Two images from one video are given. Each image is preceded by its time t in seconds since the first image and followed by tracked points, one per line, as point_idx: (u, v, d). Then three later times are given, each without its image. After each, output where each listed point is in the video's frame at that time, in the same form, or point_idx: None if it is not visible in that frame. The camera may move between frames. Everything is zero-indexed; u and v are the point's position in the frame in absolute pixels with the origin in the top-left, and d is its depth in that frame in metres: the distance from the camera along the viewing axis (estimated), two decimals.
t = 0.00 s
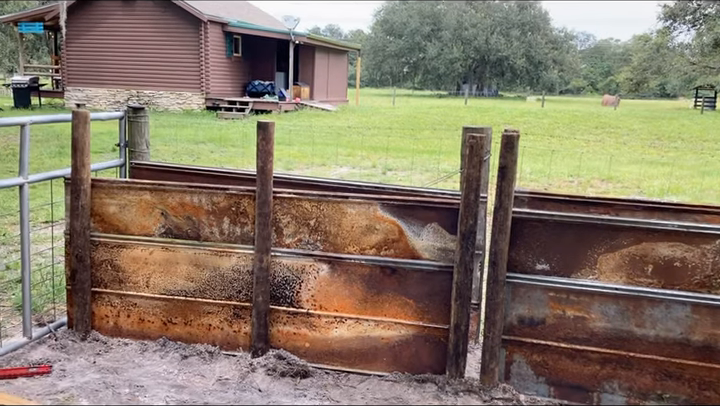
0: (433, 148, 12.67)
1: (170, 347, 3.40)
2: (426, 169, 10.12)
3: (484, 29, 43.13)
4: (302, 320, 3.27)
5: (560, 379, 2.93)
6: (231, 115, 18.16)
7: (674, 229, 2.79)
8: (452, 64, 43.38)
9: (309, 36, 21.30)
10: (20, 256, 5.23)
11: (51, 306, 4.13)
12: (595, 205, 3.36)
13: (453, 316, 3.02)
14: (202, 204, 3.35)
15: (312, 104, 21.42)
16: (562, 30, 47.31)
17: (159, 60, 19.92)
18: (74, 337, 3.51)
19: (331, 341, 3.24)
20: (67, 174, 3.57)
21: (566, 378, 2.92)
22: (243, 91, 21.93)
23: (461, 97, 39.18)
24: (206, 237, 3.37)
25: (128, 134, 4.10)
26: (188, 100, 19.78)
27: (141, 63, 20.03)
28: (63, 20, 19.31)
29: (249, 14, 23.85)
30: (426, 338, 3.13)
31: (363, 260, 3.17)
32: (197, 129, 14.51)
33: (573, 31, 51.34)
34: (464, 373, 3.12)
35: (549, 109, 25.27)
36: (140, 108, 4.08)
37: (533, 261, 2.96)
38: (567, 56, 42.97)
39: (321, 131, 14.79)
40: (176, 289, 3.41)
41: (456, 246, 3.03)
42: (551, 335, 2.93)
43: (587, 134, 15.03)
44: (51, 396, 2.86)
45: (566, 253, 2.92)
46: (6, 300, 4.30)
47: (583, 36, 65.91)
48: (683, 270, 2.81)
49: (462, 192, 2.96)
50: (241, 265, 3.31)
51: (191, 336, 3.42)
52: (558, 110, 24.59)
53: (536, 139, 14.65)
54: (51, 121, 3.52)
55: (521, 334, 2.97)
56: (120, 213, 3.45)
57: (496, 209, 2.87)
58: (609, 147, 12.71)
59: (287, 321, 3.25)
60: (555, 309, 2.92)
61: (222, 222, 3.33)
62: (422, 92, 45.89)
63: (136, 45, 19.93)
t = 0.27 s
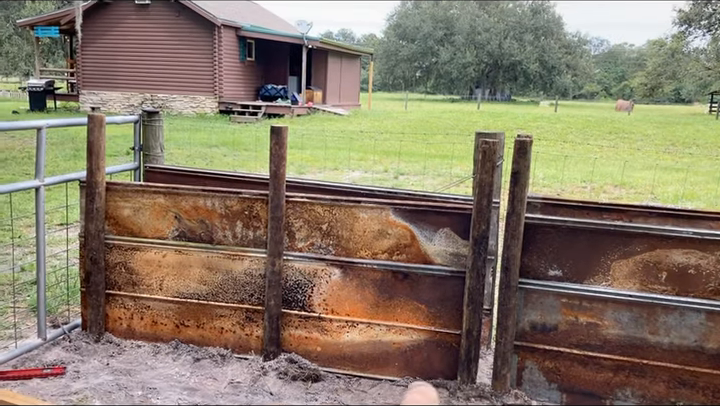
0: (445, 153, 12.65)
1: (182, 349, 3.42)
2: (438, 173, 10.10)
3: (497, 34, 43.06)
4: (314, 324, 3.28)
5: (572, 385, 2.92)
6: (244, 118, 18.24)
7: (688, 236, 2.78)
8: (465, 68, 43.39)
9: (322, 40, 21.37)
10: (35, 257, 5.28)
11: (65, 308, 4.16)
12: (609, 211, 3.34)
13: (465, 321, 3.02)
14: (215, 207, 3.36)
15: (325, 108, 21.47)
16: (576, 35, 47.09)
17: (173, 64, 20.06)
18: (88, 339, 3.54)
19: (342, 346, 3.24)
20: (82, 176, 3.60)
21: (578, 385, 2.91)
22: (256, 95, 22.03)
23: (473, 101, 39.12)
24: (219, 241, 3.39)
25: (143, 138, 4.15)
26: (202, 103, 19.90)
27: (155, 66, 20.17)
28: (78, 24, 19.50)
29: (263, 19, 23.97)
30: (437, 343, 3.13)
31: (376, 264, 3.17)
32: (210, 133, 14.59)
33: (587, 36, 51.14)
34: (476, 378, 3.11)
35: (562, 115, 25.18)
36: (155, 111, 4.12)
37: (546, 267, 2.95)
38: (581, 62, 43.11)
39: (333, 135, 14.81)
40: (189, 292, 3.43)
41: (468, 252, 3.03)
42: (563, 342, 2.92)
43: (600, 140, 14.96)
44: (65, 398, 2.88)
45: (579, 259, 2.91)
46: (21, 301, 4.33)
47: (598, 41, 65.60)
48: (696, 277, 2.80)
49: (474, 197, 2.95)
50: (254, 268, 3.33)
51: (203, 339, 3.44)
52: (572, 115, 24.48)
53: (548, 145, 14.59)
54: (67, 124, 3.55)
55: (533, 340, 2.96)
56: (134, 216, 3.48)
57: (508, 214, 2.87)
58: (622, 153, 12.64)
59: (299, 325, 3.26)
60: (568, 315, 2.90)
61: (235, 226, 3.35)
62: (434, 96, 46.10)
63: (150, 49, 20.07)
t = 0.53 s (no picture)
0: (452, 157, 12.66)
1: (189, 353, 3.43)
2: (445, 178, 10.10)
3: (505, 38, 42.96)
4: (320, 328, 3.29)
5: (579, 390, 2.91)
6: (251, 122, 18.30)
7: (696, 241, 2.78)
8: (472, 73, 43.13)
9: (329, 44, 21.45)
10: (43, 260, 5.31)
11: (73, 311, 4.19)
12: (616, 216, 3.33)
13: (472, 326, 3.01)
14: (222, 211, 3.37)
15: (332, 112, 21.51)
16: (583, 40, 46.99)
17: (181, 68, 20.14)
18: (96, 341, 3.57)
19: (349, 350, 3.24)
20: (91, 180, 3.62)
21: (585, 390, 2.90)
22: (264, 99, 22.10)
23: (480, 106, 39.07)
24: (226, 245, 3.40)
25: (151, 142, 4.15)
26: (209, 107, 19.97)
27: (163, 70, 20.27)
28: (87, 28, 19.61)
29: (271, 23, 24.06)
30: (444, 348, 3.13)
31: (382, 268, 3.17)
32: (218, 136, 14.64)
33: (595, 41, 51.05)
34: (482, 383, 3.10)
35: (570, 119, 25.11)
36: (163, 115, 4.13)
37: (552, 272, 2.96)
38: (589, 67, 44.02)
39: (340, 140, 14.84)
40: (196, 295, 3.45)
41: (475, 256, 3.03)
42: (570, 347, 2.91)
43: (608, 145, 14.92)
44: (73, 400, 2.90)
45: (587, 264, 2.91)
46: (29, 304, 4.36)
47: (605, 45, 65.40)
48: (704, 283, 2.80)
49: (481, 202, 2.95)
50: (260, 272, 3.34)
51: (210, 342, 3.46)
52: (579, 120, 24.41)
53: (556, 149, 14.56)
54: (76, 128, 3.56)
55: (540, 345, 2.95)
56: (142, 220, 3.49)
57: (515, 219, 2.86)
58: (630, 158, 12.60)
59: (305, 329, 3.26)
60: (574, 320, 2.90)
61: (242, 229, 3.36)
62: (441, 100, 46.02)
63: (158, 53, 20.16)
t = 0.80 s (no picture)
0: (453, 161, 12.66)
1: (190, 356, 3.44)
2: (446, 182, 10.10)
3: (506, 43, 42.99)
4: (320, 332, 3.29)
5: (579, 396, 2.91)
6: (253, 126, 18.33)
7: (696, 246, 2.78)
8: (473, 77, 43.09)
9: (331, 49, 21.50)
10: (45, 263, 5.33)
11: (74, 314, 4.20)
12: (616, 221, 3.34)
13: (472, 330, 3.02)
14: (224, 215, 3.38)
15: (334, 116, 21.54)
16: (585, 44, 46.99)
17: (183, 72, 20.19)
18: (97, 344, 3.58)
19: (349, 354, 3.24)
20: (93, 184, 3.63)
21: (585, 395, 2.90)
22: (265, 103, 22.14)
23: (482, 111, 39.08)
24: (227, 248, 3.41)
25: (153, 145, 4.18)
26: (211, 111, 20.01)
27: (165, 74, 20.31)
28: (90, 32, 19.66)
29: (273, 27, 24.12)
30: (444, 352, 3.13)
31: (383, 272, 3.18)
32: (219, 140, 14.66)
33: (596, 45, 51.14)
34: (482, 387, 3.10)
35: (571, 124, 25.12)
36: (165, 119, 4.15)
37: (552, 277, 2.96)
38: (590, 72, 44.02)
39: (341, 144, 14.86)
40: (197, 299, 3.45)
41: (475, 261, 3.03)
42: (570, 352, 2.91)
43: (609, 150, 14.93)
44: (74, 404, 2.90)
45: (587, 269, 2.92)
46: (30, 307, 4.37)
47: (606, 50, 65.45)
48: (704, 288, 2.81)
49: (482, 207, 2.95)
50: (261, 276, 3.35)
51: (210, 346, 3.46)
52: (581, 125, 24.40)
53: (557, 154, 14.56)
54: (78, 132, 3.58)
55: (540, 350, 2.95)
56: (143, 223, 3.50)
57: (515, 224, 2.87)
58: (631, 163, 12.61)
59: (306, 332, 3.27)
60: (574, 325, 2.90)
61: (243, 233, 3.37)
62: (442, 104, 46.06)
63: (161, 57, 20.20)
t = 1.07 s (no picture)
0: (449, 165, 12.68)
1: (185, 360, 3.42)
2: (442, 186, 10.11)
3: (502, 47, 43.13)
4: (316, 337, 3.29)
5: (574, 400, 2.91)
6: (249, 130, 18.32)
7: (689, 250, 2.80)
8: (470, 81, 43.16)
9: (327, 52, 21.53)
10: (39, 267, 5.31)
11: (68, 318, 4.18)
12: (611, 225, 3.35)
13: (467, 335, 3.02)
14: (218, 219, 3.38)
15: (330, 120, 21.55)
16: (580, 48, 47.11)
17: (179, 76, 20.19)
18: (91, 349, 3.57)
19: (344, 358, 3.25)
20: (88, 188, 3.63)
21: (579, 399, 2.90)
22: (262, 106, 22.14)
23: (478, 114, 39.17)
24: (222, 252, 3.40)
25: (148, 149, 4.18)
26: (207, 115, 20.01)
27: (161, 78, 20.29)
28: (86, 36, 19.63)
29: (269, 31, 24.14)
30: (439, 356, 3.13)
31: (378, 277, 3.18)
32: (215, 144, 14.65)
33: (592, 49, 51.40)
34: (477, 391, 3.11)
35: (567, 127, 25.19)
36: (160, 123, 4.16)
37: (547, 281, 2.96)
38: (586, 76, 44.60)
39: (337, 147, 14.87)
40: (191, 303, 3.45)
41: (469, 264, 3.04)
42: (565, 356, 2.92)
43: (604, 153, 14.98)
44: None
45: (581, 273, 2.93)
46: (24, 311, 4.35)
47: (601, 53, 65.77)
48: (698, 292, 2.82)
49: (476, 210, 2.96)
50: (256, 280, 3.34)
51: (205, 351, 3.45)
52: (576, 129, 24.46)
53: (552, 157, 14.59)
54: (73, 136, 3.57)
55: (534, 354, 2.96)
56: (138, 227, 3.50)
57: (510, 228, 2.88)
58: (626, 166, 12.64)
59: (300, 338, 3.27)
60: (569, 329, 2.90)
61: (238, 237, 3.37)
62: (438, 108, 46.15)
63: (157, 61, 20.19)
